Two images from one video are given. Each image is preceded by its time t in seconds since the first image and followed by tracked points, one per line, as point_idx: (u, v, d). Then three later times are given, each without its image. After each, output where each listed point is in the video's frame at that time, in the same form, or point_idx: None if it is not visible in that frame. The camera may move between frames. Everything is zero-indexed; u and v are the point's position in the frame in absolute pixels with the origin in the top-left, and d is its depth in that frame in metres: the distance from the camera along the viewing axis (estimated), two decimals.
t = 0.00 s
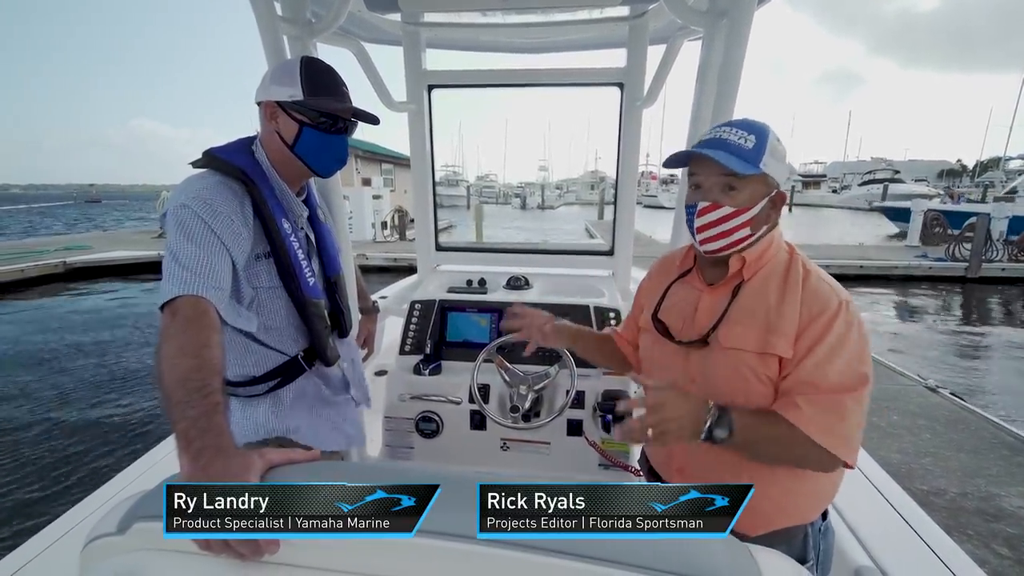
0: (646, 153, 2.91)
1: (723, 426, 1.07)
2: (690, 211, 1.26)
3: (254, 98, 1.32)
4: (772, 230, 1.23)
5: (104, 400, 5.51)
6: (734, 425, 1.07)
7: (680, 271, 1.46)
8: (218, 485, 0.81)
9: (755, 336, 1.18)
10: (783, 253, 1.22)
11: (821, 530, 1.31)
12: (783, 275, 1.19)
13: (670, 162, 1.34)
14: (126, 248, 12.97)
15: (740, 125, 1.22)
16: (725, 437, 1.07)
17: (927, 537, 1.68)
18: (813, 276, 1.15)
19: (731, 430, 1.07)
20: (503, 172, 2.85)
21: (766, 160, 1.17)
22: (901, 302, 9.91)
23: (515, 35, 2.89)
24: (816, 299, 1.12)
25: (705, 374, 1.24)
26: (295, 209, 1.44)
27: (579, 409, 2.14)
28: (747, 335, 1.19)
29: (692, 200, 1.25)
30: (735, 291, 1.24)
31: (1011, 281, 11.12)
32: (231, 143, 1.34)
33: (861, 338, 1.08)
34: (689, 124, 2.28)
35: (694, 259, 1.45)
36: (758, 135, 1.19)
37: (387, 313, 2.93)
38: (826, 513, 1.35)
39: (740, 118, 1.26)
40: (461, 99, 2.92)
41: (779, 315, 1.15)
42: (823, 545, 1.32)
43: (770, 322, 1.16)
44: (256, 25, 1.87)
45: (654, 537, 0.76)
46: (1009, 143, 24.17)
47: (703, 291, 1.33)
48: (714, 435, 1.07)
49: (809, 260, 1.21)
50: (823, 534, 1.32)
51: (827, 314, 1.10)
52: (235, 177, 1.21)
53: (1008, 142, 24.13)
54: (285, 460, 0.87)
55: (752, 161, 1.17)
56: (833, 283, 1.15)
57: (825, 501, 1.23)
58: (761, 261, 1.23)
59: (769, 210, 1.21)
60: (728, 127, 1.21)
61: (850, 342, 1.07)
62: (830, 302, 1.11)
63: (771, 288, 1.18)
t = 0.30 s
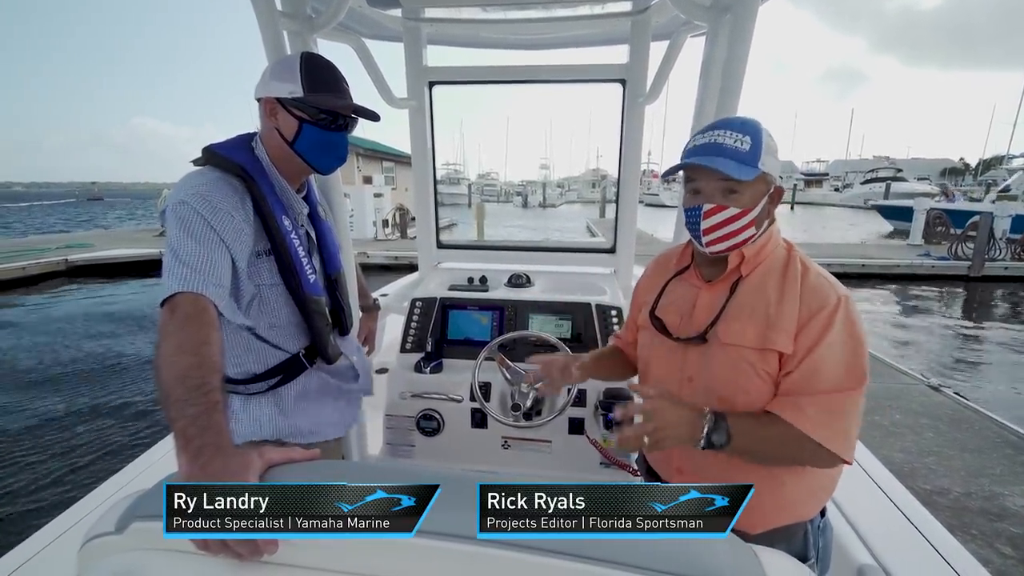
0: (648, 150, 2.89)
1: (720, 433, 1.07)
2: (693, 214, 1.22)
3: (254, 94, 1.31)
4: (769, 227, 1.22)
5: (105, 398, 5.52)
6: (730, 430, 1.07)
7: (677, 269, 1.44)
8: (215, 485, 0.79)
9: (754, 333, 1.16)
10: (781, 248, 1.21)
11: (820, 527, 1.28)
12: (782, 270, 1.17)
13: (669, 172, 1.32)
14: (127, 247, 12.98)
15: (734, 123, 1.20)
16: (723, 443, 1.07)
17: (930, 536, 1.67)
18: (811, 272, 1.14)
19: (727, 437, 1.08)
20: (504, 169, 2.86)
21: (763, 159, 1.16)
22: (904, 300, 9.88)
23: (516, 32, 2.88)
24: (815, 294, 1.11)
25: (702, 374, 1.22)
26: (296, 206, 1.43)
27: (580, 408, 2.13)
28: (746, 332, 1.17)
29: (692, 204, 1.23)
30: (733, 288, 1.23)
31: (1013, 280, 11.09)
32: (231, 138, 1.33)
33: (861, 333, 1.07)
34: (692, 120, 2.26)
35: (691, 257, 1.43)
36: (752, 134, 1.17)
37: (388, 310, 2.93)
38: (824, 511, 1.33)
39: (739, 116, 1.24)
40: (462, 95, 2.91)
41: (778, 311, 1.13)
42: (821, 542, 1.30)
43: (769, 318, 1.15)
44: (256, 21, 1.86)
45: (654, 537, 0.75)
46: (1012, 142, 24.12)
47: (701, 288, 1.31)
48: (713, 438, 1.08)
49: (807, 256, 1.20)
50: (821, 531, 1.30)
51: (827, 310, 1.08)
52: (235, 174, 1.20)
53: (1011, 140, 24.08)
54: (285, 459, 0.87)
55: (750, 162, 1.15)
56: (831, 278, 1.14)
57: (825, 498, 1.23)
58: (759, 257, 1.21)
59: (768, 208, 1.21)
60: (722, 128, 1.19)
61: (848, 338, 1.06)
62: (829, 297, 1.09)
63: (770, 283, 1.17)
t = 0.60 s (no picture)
0: (649, 148, 2.88)
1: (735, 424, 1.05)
2: (687, 208, 1.20)
3: (250, 89, 1.30)
4: (764, 222, 1.20)
5: (106, 397, 5.52)
6: (746, 426, 1.06)
7: (672, 267, 1.43)
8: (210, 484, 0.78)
9: (751, 330, 1.15)
10: (776, 244, 1.20)
11: (818, 527, 1.26)
12: (777, 265, 1.16)
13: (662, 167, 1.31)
14: (128, 245, 12.98)
15: (729, 120, 1.19)
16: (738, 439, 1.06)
17: (932, 536, 1.66)
18: (807, 266, 1.13)
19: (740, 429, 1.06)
20: (505, 168, 2.84)
21: (757, 156, 1.15)
22: (905, 300, 9.86)
23: (517, 28, 2.87)
24: (811, 290, 1.09)
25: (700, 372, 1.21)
26: (293, 202, 1.41)
27: (580, 406, 2.12)
28: (743, 329, 1.16)
29: (686, 199, 1.21)
30: (729, 285, 1.21)
31: (1015, 279, 11.07)
32: (227, 134, 1.31)
33: (859, 328, 1.06)
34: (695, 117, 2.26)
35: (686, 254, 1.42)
36: (747, 131, 1.16)
37: (387, 308, 2.92)
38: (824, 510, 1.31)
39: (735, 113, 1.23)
40: (462, 92, 2.90)
41: (775, 308, 1.12)
42: (819, 541, 1.29)
43: (766, 314, 1.13)
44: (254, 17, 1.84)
45: (654, 537, 0.74)
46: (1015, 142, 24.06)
47: (697, 285, 1.30)
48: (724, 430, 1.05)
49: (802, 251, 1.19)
50: (820, 530, 1.29)
51: (824, 305, 1.07)
52: (230, 169, 1.19)
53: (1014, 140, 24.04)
54: (279, 458, 0.86)
55: (743, 158, 1.14)
56: (827, 272, 1.12)
57: (824, 496, 1.22)
58: (754, 253, 1.20)
59: (763, 202, 1.19)
60: (715, 125, 1.18)
61: (847, 334, 1.05)
62: (826, 292, 1.08)
63: (766, 280, 1.15)
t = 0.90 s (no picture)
0: (647, 145, 2.87)
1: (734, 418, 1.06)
2: (687, 206, 1.20)
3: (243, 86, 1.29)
4: (762, 218, 1.20)
5: (105, 396, 5.51)
6: (740, 414, 1.06)
7: (670, 263, 1.43)
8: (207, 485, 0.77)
9: (748, 325, 1.15)
10: (774, 240, 1.20)
11: (817, 523, 1.26)
12: (775, 260, 1.16)
13: (661, 163, 1.30)
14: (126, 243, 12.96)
15: (728, 116, 1.17)
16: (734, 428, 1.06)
17: (929, 532, 1.66)
18: (804, 262, 1.13)
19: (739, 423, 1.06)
20: (504, 166, 2.88)
21: (757, 152, 1.14)
22: (903, 296, 9.87)
23: (515, 24, 2.85)
24: (808, 285, 1.09)
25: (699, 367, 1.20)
26: (289, 200, 1.41)
27: (578, 403, 2.12)
28: (740, 325, 1.16)
29: (685, 196, 1.21)
30: (727, 281, 1.21)
31: (1012, 275, 11.09)
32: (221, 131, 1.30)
33: (854, 323, 1.06)
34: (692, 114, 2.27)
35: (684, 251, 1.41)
36: (747, 127, 1.15)
37: (385, 306, 2.91)
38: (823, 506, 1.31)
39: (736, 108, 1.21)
40: (460, 89, 2.89)
41: (772, 302, 1.12)
42: (818, 538, 1.29)
43: (763, 309, 1.13)
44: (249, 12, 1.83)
45: (654, 537, 0.74)
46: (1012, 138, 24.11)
47: (695, 281, 1.30)
48: (723, 425, 1.06)
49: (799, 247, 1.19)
50: (818, 526, 1.28)
51: (820, 300, 1.07)
52: (225, 166, 1.18)
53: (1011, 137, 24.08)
54: (274, 457, 0.85)
55: (743, 155, 1.13)
56: (823, 267, 1.12)
57: (823, 492, 1.21)
58: (752, 249, 1.20)
59: (761, 199, 1.18)
60: (716, 120, 1.17)
61: (843, 329, 1.05)
62: (822, 287, 1.08)
63: (763, 275, 1.15)
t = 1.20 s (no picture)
0: (646, 145, 2.88)
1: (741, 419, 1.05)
2: (693, 200, 1.21)
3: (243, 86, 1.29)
4: (768, 217, 1.20)
5: (106, 395, 5.51)
6: (749, 415, 1.06)
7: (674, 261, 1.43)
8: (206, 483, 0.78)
9: (752, 325, 1.15)
10: (779, 239, 1.20)
11: (817, 523, 1.27)
12: (780, 261, 1.16)
13: (668, 158, 1.31)
14: (126, 243, 12.96)
15: (738, 113, 1.18)
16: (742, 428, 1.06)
17: (929, 531, 1.66)
18: (809, 262, 1.13)
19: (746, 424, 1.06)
20: (503, 165, 2.84)
21: (766, 151, 1.15)
22: (902, 295, 9.88)
23: (514, 24, 2.86)
24: (813, 286, 1.09)
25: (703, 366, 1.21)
26: (290, 199, 1.41)
27: (578, 403, 2.12)
28: (745, 324, 1.16)
29: (691, 192, 1.22)
30: (731, 280, 1.21)
31: (1011, 274, 11.11)
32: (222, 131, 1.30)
33: (858, 325, 1.06)
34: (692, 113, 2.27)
35: (688, 249, 1.41)
36: (757, 125, 1.15)
37: (385, 305, 2.92)
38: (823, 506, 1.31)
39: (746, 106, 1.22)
40: (460, 89, 2.89)
41: (776, 303, 1.12)
42: (818, 537, 1.29)
43: (768, 309, 1.13)
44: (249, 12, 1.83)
45: (654, 537, 0.74)
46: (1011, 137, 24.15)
47: (699, 280, 1.30)
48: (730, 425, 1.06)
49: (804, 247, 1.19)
50: (819, 526, 1.28)
51: (825, 301, 1.07)
52: (225, 166, 1.18)
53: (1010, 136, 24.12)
54: (276, 456, 0.86)
55: (752, 153, 1.14)
56: (826, 268, 1.12)
57: (823, 492, 1.22)
58: (757, 249, 1.20)
59: (768, 198, 1.19)
60: (725, 117, 1.17)
61: (848, 330, 1.05)
62: (828, 288, 1.08)
63: (768, 275, 1.15)
